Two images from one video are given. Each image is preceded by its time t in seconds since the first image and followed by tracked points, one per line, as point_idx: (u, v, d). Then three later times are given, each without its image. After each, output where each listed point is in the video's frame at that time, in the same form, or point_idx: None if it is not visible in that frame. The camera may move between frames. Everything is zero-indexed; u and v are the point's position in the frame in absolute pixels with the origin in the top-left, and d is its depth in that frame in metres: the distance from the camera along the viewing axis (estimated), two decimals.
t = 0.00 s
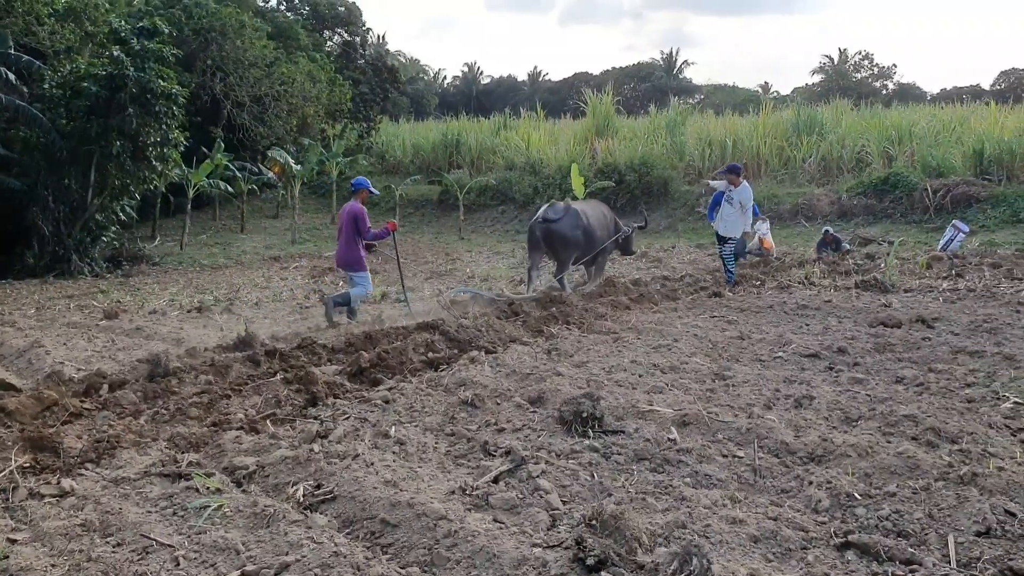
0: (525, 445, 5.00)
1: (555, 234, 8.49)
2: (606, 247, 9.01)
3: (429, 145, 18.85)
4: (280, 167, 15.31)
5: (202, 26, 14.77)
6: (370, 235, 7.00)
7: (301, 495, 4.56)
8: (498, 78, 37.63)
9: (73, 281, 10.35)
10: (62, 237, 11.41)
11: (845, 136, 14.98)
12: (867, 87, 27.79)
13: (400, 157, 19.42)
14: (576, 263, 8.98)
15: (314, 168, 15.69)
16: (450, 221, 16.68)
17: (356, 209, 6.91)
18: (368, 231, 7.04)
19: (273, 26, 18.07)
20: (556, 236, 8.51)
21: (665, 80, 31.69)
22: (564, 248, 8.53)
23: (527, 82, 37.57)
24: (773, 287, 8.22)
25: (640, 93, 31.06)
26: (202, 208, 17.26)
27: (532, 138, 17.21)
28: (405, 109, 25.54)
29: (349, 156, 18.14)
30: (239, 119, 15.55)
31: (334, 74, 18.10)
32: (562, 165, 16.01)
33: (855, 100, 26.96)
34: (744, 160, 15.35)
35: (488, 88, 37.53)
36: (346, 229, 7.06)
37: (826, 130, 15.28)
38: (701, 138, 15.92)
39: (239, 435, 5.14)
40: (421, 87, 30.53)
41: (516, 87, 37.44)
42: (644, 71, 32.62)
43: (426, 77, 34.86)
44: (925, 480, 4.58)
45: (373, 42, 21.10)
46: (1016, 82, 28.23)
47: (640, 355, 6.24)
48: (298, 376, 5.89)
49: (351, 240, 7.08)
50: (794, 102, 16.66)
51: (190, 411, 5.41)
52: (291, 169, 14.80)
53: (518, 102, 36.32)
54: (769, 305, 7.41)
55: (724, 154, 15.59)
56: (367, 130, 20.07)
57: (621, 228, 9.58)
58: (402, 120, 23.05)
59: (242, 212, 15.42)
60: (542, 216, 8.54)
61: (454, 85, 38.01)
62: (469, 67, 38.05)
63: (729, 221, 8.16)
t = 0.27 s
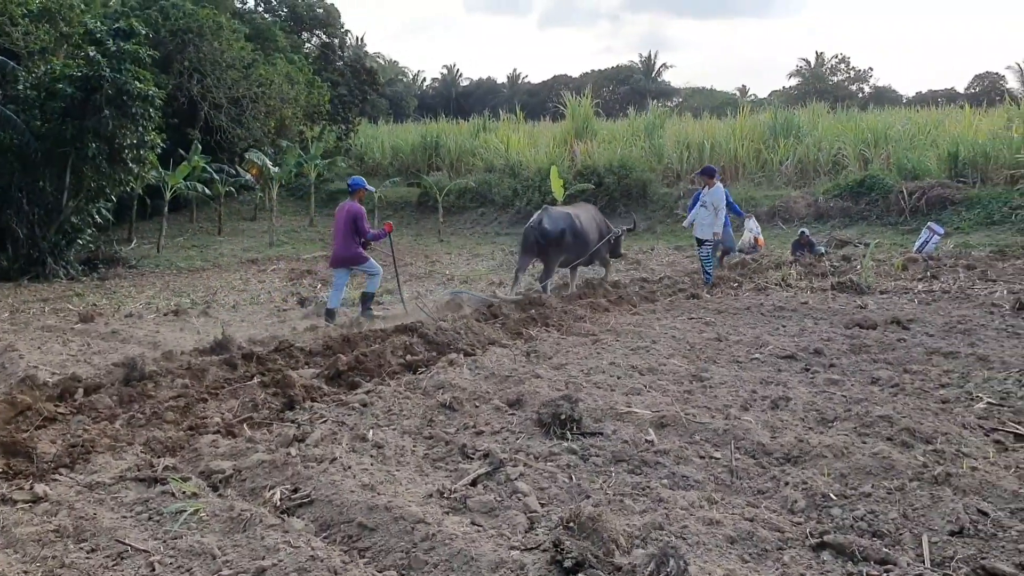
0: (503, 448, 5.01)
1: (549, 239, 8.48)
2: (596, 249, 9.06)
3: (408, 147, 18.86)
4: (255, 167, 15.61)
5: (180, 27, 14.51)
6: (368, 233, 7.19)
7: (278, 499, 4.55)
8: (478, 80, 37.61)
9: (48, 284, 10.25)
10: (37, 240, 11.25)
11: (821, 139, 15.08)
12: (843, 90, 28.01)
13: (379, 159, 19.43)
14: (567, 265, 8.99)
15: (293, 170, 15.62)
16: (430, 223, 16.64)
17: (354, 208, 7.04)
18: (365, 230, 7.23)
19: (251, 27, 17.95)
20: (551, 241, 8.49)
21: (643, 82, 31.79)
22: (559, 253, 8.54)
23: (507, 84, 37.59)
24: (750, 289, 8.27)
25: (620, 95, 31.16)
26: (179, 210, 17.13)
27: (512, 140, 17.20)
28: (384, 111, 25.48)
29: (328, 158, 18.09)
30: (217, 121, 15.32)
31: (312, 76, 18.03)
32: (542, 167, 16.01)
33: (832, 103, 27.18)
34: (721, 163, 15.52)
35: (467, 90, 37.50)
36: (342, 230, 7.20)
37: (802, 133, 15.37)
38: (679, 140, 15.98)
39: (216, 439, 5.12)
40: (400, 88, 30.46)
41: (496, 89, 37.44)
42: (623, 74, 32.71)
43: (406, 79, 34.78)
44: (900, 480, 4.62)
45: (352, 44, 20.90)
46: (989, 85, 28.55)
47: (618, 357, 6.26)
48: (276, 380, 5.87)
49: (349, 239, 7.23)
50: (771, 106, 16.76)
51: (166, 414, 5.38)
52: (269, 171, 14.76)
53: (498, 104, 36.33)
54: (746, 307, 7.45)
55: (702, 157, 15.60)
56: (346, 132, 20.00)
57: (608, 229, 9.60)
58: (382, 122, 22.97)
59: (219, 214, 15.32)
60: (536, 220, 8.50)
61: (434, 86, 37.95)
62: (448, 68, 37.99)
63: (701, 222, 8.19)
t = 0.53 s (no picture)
0: (486, 451, 5.01)
1: (545, 240, 8.55)
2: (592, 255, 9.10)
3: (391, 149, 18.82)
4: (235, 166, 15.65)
5: (161, 29, 14.27)
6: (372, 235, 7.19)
7: (259, 503, 4.53)
8: (461, 82, 37.64)
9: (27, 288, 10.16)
10: (17, 243, 11.12)
11: (803, 142, 15.17)
12: (825, 94, 28.20)
13: (362, 161, 19.44)
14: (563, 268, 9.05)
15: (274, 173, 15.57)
16: (414, 226, 16.63)
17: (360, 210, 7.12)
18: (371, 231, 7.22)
19: (233, 30, 17.83)
20: (546, 242, 8.57)
21: (627, 85, 31.88)
22: (554, 254, 8.59)
23: (491, 87, 37.63)
24: (732, 291, 8.30)
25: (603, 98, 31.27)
26: (161, 213, 17.02)
27: (495, 143, 17.21)
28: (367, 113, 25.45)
29: (310, 162, 18.05)
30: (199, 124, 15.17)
31: (294, 78, 17.97)
32: (526, 170, 16.02)
33: (813, 106, 27.36)
34: (701, 166, 15.44)
35: (451, 93, 37.52)
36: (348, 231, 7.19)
37: (784, 136, 15.44)
38: (662, 143, 15.99)
39: (197, 443, 5.10)
40: (383, 91, 30.43)
41: (479, 92, 37.53)
42: (606, 77, 32.80)
43: (389, 82, 34.74)
44: (881, 481, 4.65)
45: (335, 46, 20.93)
46: (969, 89, 28.83)
47: (601, 360, 6.28)
48: (257, 384, 5.85)
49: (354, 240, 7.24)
50: (753, 110, 16.83)
51: (147, 419, 5.36)
52: (251, 172, 14.71)
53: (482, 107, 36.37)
54: (729, 309, 7.49)
55: (685, 160, 15.64)
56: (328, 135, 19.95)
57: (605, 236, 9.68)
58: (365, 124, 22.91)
59: (201, 217, 15.25)
60: (534, 221, 8.61)
61: (417, 89, 37.95)
62: (431, 70, 37.95)
63: (680, 223, 8.27)
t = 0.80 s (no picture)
0: (470, 454, 5.00)
1: (540, 245, 8.62)
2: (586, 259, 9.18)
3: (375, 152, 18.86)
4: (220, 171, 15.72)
5: (145, 31, 14.28)
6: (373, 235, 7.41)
7: (242, 507, 4.51)
8: (446, 85, 37.67)
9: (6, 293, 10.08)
10: None
11: (786, 145, 15.24)
12: (808, 97, 28.39)
13: (346, 163, 19.44)
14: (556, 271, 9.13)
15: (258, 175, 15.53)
16: (399, 228, 16.61)
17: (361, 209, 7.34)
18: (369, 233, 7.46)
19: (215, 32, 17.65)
20: (541, 246, 8.63)
21: (611, 88, 31.99)
22: (547, 259, 8.68)
23: (475, 90, 37.69)
24: (716, 293, 8.34)
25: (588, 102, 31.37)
26: (144, 216, 16.92)
27: (480, 145, 17.23)
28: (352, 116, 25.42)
29: (294, 165, 18.01)
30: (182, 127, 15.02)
31: (278, 81, 17.92)
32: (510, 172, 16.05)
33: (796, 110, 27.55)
34: (687, 169, 15.49)
35: (435, 96, 37.54)
36: (350, 230, 7.36)
37: (767, 139, 15.49)
38: (646, 145, 16.04)
39: (179, 448, 5.08)
40: (367, 94, 30.40)
41: (463, 95, 37.58)
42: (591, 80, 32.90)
43: (373, 85, 34.71)
44: (863, 483, 4.68)
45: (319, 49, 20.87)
46: (950, 93, 29.11)
47: (586, 363, 6.29)
48: (240, 388, 5.83)
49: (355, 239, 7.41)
50: (737, 112, 16.90)
51: (129, 423, 5.33)
52: (234, 176, 14.68)
53: (467, 109, 36.41)
54: (712, 312, 7.51)
55: (669, 163, 15.68)
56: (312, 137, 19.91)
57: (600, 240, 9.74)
58: (349, 127, 22.86)
59: (185, 220, 15.19)
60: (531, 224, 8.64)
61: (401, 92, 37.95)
62: (415, 73, 37.95)
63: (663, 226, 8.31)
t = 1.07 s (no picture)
0: (451, 459, 4.99)
1: (533, 247, 8.75)
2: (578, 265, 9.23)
3: (356, 156, 18.84)
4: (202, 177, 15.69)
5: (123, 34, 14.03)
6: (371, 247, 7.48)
7: (221, 513, 4.47)
8: (428, 88, 37.68)
9: None
10: None
11: (766, 149, 15.32)
12: (788, 102, 28.60)
13: (327, 166, 19.42)
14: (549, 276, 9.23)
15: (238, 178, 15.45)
16: (382, 231, 16.59)
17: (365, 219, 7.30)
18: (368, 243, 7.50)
19: (196, 34, 17.50)
20: (533, 248, 8.76)
21: (593, 92, 32.10)
22: (540, 262, 8.80)
23: (458, 93, 37.72)
24: (697, 297, 8.38)
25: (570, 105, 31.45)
26: (124, 219, 16.80)
27: (462, 149, 17.22)
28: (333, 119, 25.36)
29: (275, 168, 17.95)
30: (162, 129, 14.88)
31: (259, 83, 17.84)
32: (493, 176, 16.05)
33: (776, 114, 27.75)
34: (667, 173, 15.41)
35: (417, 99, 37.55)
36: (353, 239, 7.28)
37: (748, 143, 15.56)
38: (628, 149, 16.06)
39: (158, 453, 5.04)
40: (349, 97, 30.34)
41: (445, 98, 37.63)
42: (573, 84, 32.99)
43: (355, 87, 34.65)
44: (842, 486, 4.70)
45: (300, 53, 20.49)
46: (928, 97, 29.39)
47: (567, 367, 6.31)
48: (220, 393, 5.79)
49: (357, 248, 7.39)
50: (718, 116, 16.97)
51: (107, 428, 5.29)
52: (214, 178, 14.61)
53: (449, 112, 36.43)
54: (693, 315, 7.55)
55: (650, 167, 15.73)
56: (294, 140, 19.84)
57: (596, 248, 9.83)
58: (331, 130, 22.80)
59: (165, 223, 15.09)
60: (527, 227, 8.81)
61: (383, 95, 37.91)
62: (397, 76, 37.97)
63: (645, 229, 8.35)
